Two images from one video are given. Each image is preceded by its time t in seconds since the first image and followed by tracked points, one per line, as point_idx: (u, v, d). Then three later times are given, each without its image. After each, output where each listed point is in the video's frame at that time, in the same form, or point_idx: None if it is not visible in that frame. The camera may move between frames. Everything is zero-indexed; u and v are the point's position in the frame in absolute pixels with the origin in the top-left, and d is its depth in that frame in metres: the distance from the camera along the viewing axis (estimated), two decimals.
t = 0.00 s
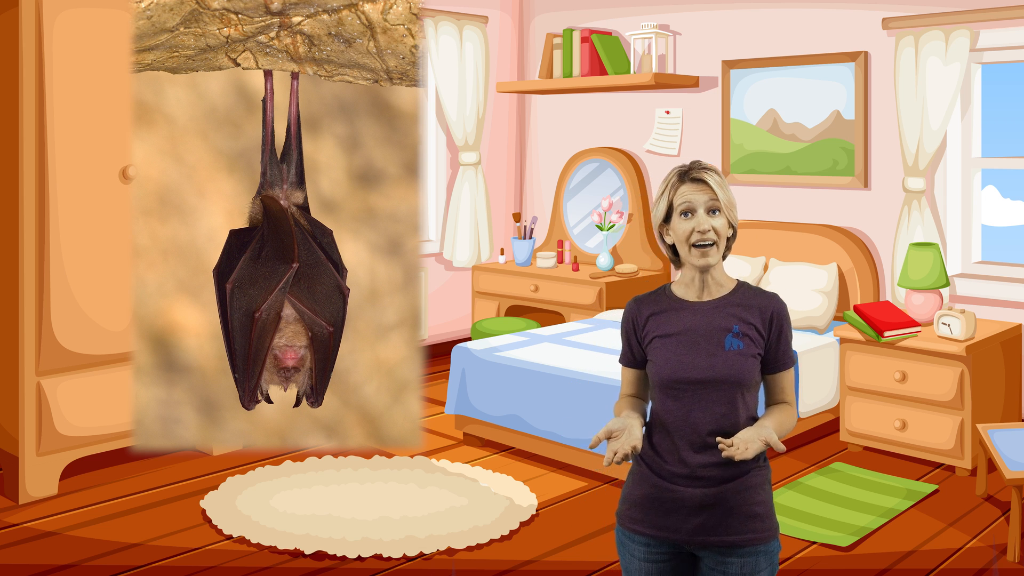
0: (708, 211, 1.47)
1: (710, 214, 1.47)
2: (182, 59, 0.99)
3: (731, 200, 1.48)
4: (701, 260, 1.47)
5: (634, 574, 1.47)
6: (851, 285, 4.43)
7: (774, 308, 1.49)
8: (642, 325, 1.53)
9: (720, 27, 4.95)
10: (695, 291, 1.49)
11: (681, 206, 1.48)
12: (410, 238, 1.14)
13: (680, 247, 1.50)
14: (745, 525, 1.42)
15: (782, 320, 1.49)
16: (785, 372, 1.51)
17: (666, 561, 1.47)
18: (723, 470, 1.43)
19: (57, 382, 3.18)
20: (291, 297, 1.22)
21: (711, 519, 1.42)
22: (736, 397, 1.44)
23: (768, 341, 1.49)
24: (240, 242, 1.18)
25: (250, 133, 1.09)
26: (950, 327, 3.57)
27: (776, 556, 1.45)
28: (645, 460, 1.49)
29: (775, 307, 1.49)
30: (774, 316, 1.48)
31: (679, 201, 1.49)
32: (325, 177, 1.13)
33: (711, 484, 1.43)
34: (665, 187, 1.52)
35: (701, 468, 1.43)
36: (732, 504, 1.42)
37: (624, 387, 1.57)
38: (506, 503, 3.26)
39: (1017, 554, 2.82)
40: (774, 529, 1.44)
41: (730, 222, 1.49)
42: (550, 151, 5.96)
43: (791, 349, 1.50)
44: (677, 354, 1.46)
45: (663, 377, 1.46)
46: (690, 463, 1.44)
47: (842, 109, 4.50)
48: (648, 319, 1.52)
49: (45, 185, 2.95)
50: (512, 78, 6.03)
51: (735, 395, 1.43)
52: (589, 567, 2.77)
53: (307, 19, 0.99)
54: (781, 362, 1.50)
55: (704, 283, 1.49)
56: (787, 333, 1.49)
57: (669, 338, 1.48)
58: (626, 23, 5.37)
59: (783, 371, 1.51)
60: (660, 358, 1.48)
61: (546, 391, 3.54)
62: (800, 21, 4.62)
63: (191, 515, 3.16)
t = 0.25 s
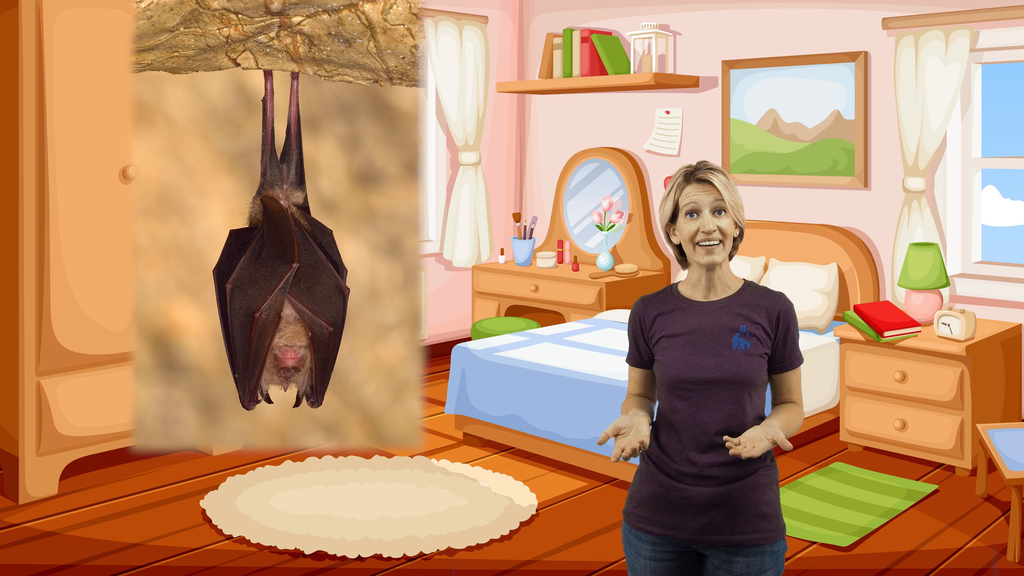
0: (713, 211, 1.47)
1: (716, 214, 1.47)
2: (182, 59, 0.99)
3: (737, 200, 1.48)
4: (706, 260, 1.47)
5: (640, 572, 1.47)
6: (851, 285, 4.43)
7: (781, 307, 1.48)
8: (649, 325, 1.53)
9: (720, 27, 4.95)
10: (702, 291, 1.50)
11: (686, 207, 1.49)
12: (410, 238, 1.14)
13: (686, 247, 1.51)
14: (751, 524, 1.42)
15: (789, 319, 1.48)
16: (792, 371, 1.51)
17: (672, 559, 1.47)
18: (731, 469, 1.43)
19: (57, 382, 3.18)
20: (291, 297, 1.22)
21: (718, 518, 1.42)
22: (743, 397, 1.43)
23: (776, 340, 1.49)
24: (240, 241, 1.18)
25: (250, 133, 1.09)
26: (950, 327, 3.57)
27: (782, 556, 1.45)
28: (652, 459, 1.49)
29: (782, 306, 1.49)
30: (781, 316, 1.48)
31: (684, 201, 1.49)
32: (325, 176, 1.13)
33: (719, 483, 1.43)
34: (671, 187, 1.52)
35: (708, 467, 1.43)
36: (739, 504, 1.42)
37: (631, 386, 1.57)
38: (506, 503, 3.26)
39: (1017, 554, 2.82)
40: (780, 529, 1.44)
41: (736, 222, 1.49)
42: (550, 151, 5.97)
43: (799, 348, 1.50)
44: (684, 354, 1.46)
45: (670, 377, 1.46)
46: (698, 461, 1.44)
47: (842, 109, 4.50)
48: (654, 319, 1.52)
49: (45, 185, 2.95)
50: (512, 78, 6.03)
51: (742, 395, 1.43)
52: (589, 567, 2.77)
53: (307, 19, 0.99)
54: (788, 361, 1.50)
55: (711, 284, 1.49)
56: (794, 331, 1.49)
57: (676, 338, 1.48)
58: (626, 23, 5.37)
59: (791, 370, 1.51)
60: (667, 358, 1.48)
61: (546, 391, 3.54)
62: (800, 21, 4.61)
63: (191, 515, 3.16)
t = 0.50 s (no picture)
0: (714, 207, 1.48)
1: (717, 210, 1.48)
2: (182, 59, 0.99)
3: (740, 198, 1.48)
4: (706, 255, 1.47)
5: (645, 570, 1.48)
6: (851, 285, 4.43)
7: (784, 306, 1.48)
8: (650, 325, 1.53)
9: (720, 27, 4.95)
10: (704, 290, 1.50)
11: (687, 202, 1.49)
12: (410, 238, 1.14)
13: (688, 243, 1.51)
14: (756, 523, 1.42)
15: (791, 317, 1.49)
16: (796, 369, 1.51)
17: (677, 557, 1.47)
18: (735, 468, 1.43)
19: (57, 382, 3.18)
20: (291, 297, 1.22)
21: (722, 517, 1.42)
22: (747, 397, 1.43)
23: (778, 339, 1.49)
24: (240, 241, 1.18)
25: (250, 133, 1.09)
26: (950, 327, 3.57)
27: (786, 555, 1.45)
28: (657, 457, 1.49)
29: (784, 305, 1.49)
30: (784, 314, 1.48)
31: (686, 197, 1.50)
32: (325, 176, 1.13)
33: (724, 482, 1.43)
34: (673, 184, 1.53)
35: (713, 466, 1.43)
36: (744, 502, 1.42)
37: (632, 384, 1.57)
38: (506, 503, 3.26)
39: (1017, 554, 2.82)
40: (784, 528, 1.44)
41: (738, 219, 1.49)
42: (550, 151, 5.97)
43: (802, 346, 1.50)
44: (687, 354, 1.46)
45: (673, 378, 1.46)
46: (703, 460, 1.43)
47: (842, 109, 4.50)
48: (656, 319, 1.52)
49: (45, 185, 2.95)
50: (512, 78, 6.03)
51: (746, 395, 1.43)
52: (589, 568, 2.77)
53: (307, 19, 0.99)
54: (791, 359, 1.50)
55: (713, 282, 1.49)
56: (796, 330, 1.49)
57: (678, 338, 1.48)
58: (626, 23, 5.37)
59: (795, 367, 1.51)
60: (670, 358, 1.47)
61: (546, 391, 3.54)
62: (800, 21, 4.61)
63: (191, 515, 3.16)
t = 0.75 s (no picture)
0: (711, 203, 1.48)
1: (713, 205, 1.47)
2: (182, 59, 0.99)
3: (737, 196, 1.48)
4: (700, 251, 1.47)
5: (646, 567, 1.48)
6: (851, 285, 4.43)
7: (781, 306, 1.48)
8: (648, 325, 1.54)
9: (720, 27, 4.95)
10: (700, 290, 1.50)
11: (684, 198, 1.49)
12: (410, 238, 1.14)
13: (683, 239, 1.51)
14: (756, 520, 1.42)
15: (789, 318, 1.48)
16: (794, 368, 1.52)
17: (677, 555, 1.47)
18: (735, 466, 1.43)
19: (57, 382, 3.18)
20: (291, 297, 1.22)
21: (723, 515, 1.42)
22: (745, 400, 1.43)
23: (776, 340, 1.49)
24: (240, 241, 1.18)
25: (250, 133, 1.09)
26: (950, 327, 3.57)
27: (786, 553, 1.45)
28: (657, 456, 1.49)
29: (782, 305, 1.49)
30: (782, 315, 1.48)
31: (683, 193, 1.50)
32: (325, 177, 1.13)
33: (724, 480, 1.43)
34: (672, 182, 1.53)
35: (714, 465, 1.43)
36: (744, 500, 1.42)
37: (627, 384, 1.59)
38: (506, 503, 3.26)
39: (1017, 554, 2.82)
40: (784, 526, 1.44)
41: (735, 217, 1.49)
42: (550, 152, 5.97)
43: (800, 346, 1.50)
44: (684, 356, 1.45)
45: (671, 380, 1.45)
46: (703, 458, 1.43)
47: (842, 109, 4.50)
48: (653, 319, 1.52)
49: (45, 184, 2.95)
50: (512, 78, 6.03)
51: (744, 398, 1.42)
52: (589, 568, 2.77)
53: (307, 19, 0.99)
54: (790, 358, 1.50)
55: (708, 282, 1.49)
56: (795, 330, 1.49)
57: (676, 339, 1.47)
58: (626, 23, 5.37)
59: (793, 366, 1.51)
60: (667, 360, 1.47)
61: (546, 391, 3.54)
62: (800, 21, 4.61)
63: (191, 515, 3.16)
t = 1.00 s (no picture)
0: (707, 207, 1.46)
1: (709, 210, 1.46)
2: (182, 59, 0.99)
3: (733, 199, 1.47)
4: (696, 256, 1.46)
5: (642, 567, 1.48)
6: (851, 285, 4.43)
7: (777, 308, 1.48)
8: (643, 326, 1.54)
9: (720, 27, 4.95)
10: (695, 293, 1.49)
11: (680, 202, 1.48)
12: (410, 238, 1.14)
13: (679, 243, 1.50)
14: (751, 519, 1.42)
15: (785, 320, 1.48)
16: (790, 369, 1.51)
17: (674, 555, 1.47)
18: (731, 465, 1.43)
19: (57, 382, 3.18)
20: (291, 297, 1.22)
21: (718, 514, 1.43)
22: (739, 402, 1.44)
23: (772, 341, 1.49)
24: (240, 241, 1.18)
25: (250, 133, 1.09)
26: (950, 327, 3.57)
27: (781, 551, 1.45)
28: (652, 456, 1.49)
29: (778, 306, 1.49)
30: (777, 317, 1.48)
31: (679, 196, 1.49)
32: (325, 176, 1.13)
33: (720, 479, 1.43)
34: (668, 184, 1.52)
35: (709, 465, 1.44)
36: (740, 499, 1.43)
37: (625, 386, 1.59)
38: (506, 503, 3.26)
39: (1017, 554, 2.82)
40: (780, 524, 1.45)
41: (731, 220, 1.48)
42: (550, 152, 5.97)
43: (795, 347, 1.51)
44: (680, 358, 1.46)
45: (667, 382, 1.46)
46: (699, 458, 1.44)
47: (842, 109, 4.50)
48: (649, 320, 1.52)
49: (45, 185, 2.95)
50: (512, 78, 6.03)
51: (739, 400, 1.44)
52: (589, 568, 2.77)
53: (307, 19, 0.99)
54: (785, 361, 1.50)
55: (704, 285, 1.48)
56: (790, 331, 1.49)
57: (672, 342, 1.47)
58: (626, 23, 5.37)
59: (788, 368, 1.51)
60: (663, 362, 1.48)
61: (546, 391, 3.54)
62: (800, 21, 4.61)
63: (191, 515, 3.16)
